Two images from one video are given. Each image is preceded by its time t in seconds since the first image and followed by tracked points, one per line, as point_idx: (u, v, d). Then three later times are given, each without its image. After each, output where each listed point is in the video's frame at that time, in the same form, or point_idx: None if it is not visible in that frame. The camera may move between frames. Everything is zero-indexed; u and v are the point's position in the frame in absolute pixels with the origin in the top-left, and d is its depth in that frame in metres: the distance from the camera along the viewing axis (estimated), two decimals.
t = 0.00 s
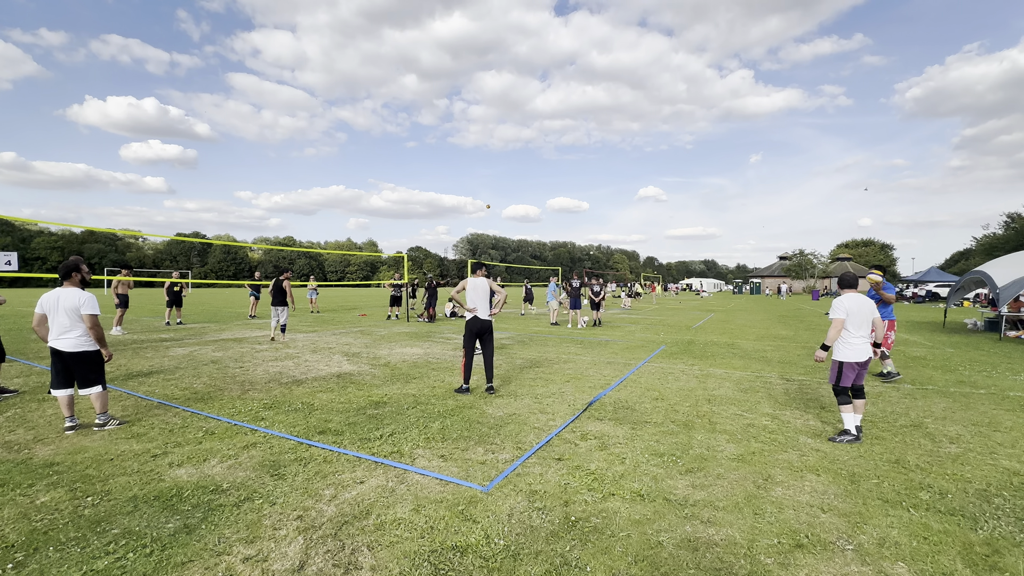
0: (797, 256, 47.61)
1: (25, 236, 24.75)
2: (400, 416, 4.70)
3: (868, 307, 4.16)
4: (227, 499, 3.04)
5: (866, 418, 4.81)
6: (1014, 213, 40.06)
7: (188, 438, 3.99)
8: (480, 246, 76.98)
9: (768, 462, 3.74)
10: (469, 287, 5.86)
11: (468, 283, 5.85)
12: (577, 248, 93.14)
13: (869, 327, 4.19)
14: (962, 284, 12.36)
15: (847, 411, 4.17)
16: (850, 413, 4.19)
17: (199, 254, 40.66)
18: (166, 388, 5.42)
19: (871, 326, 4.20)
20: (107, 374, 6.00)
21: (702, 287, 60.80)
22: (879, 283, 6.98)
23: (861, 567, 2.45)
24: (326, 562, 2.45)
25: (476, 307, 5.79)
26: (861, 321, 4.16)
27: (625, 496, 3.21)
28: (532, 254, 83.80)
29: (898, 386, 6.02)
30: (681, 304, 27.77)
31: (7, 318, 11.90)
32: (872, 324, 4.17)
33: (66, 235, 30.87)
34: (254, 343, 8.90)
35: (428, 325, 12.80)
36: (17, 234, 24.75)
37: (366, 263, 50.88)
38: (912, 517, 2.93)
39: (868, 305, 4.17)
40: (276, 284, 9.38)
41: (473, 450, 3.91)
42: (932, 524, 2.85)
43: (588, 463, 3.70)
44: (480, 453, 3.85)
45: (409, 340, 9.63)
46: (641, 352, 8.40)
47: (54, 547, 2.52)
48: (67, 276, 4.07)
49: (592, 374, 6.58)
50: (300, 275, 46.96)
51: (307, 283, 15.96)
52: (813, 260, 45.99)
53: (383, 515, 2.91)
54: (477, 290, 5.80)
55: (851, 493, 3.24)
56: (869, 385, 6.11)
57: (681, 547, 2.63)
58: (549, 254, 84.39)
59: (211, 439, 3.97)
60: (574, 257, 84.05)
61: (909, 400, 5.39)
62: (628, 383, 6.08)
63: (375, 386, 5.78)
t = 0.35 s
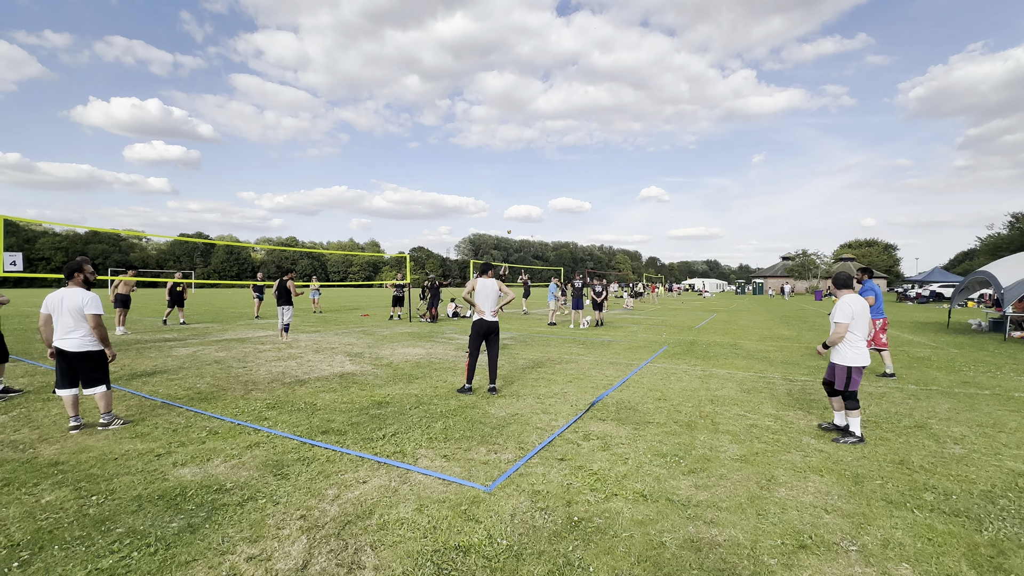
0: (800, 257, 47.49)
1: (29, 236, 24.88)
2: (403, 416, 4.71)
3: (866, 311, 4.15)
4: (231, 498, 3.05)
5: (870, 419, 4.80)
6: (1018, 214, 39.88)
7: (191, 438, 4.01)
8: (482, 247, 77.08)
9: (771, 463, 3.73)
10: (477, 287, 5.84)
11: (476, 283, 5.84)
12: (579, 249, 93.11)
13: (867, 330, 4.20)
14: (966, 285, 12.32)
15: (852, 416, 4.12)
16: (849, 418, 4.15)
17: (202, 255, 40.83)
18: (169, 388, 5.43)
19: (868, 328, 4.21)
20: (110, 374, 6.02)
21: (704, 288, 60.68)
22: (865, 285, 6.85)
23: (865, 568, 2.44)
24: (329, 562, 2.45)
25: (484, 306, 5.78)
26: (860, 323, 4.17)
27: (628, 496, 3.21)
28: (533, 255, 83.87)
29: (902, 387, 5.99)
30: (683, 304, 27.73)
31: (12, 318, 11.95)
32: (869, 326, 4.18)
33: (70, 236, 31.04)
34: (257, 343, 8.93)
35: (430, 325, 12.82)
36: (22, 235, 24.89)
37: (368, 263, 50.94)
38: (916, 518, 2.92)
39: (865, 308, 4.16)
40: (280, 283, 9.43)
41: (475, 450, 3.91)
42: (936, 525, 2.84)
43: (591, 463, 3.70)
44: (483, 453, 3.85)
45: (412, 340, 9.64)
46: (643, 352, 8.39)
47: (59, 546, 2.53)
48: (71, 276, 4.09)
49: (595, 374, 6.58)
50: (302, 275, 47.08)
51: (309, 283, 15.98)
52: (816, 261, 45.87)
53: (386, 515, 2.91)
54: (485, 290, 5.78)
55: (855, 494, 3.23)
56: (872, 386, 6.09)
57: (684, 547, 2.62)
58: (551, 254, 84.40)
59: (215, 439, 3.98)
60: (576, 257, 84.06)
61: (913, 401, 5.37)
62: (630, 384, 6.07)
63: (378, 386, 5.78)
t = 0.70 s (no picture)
0: (807, 256, 47.12)
1: (42, 238, 25.21)
2: (409, 416, 4.72)
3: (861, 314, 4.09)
4: (240, 497, 3.08)
5: (879, 420, 4.75)
6: None
7: (201, 437, 4.04)
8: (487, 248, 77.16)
9: (779, 464, 3.71)
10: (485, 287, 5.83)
11: (484, 283, 5.80)
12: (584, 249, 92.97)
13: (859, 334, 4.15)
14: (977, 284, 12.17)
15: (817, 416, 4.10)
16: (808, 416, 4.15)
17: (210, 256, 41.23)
18: (179, 388, 5.49)
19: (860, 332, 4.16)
20: (121, 374, 6.09)
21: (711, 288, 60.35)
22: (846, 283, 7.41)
23: (875, 570, 2.42)
24: (337, 561, 2.47)
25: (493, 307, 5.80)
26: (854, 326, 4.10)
27: (634, 497, 3.20)
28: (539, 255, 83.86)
29: (913, 388, 5.92)
30: (690, 304, 27.59)
31: (25, 319, 12.12)
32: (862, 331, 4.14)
33: (82, 238, 31.49)
34: (264, 343, 9.00)
35: (437, 325, 12.85)
36: (34, 237, 25.28)
37: (374, 264, 51.15)
38: (927, 520, 2.89)
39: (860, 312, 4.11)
40: (287, 284, 9.47)
41: (481, 450, 3.92)
42: (948, 527, 2.81)
43: (597, 464, 3.69)
44: (489, 453, 3.85)
45: (418, 340, 9.67)
46: (650, 352, 8.36)
47: (72, 543, 2.56)
48: (85, 277, 4.15)
49: (601, 374, 6.56)
50: (309, 276, 47.38)
51: (316, 283, 16.08)
52: (824, 260, 45.49)
53: (393, 515, 2.92)
54: (493, 291, 5.80)
55: (865, 495, 3.20)
56: (882, 386, 6.03)
57: (691, 548, 2.61)
58: (556, 254, 84.31)
59: (224, 439, 4.02)
60: (581, 258, 83.94)
61: (924, 401, 5.31)
62: (637, 384, 6.05)
63: (384, 386, 5.80)
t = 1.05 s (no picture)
0: (820, 255, 46.48)
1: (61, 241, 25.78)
2: (420, 416, 4.73)
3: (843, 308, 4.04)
4: (253, 496, 3.11)
5: (896, 421, 4.66)
6: None
7: (215, 436, 4.09)
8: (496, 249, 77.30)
9: (793, 466, 3.66)
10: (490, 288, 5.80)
11: (488, 283, 5.70)
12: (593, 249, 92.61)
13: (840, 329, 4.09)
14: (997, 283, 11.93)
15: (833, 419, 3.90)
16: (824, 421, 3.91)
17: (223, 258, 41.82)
18: (193, 388, 5.57)
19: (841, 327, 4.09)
20: (137, 373, 6.20)
21: (722, 288, 59.77)
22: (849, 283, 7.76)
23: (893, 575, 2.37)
24: (349, 559, 2.48)
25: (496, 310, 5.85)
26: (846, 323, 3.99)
27: (646, 498, 3.17)
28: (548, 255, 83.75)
29: (930, 389, 5.81)
30: (701, 304, 27.35)
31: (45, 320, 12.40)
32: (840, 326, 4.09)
33: (99, 241, 32.14)
34: (277, 343, 9.09)
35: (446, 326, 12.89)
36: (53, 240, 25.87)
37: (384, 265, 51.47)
38: (947, 524, 2.83)
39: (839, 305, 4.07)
40: (299, 286, 9.56)
41: (492, 450, 3.92)
42: (968, 531, 2.75)
43: (608, 465, 3.67)
44: (500, 453, 3.85)
45: (427, 341, 9.71)
46: (660, 353, 8.30)
47: (91, 540, 2.61)
48: (104, 279, 4.23)
49: (611, 375, 6.53)
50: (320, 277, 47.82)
51: (327, 284, 16.21)
52: (838, 259, 44.82)
53: (404, 514, 2.93)
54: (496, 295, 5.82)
55: (882, 498, 3.14)
56: (897, 387, 5.93)
57: (704, 550, 2.59)
58: (565, 254, 84.11)
59: (237, 438, 4.07)
60: (590, 258, 83.68)
61: (942, 403, 5.20)
62: (647, 384, 6.01)
63: (395, 386, 5.83)
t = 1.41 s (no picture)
0: (838, 254, 45.62)
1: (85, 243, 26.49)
2: (433, 416, 4.76)
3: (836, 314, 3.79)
4: (270, 493, 3.16)
5: (917, 424, 4.56)
6: None
7: (232, 435, 4.16)
8: (508, 249, 77.36)
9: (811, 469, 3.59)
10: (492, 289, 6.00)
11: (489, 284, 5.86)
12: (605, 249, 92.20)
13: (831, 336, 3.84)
14: None
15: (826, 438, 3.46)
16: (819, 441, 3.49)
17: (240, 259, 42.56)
18: (211, 387, 5.68)
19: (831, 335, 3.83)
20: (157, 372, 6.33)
21: (736, 288, 59.04)
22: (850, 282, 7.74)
23: None
24: (363, 558, 2.50)
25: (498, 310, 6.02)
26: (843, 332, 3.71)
27: (660, 500, 3.15)
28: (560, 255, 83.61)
29: (953, 391, 5.67)
30: (715, 304, 27.03)
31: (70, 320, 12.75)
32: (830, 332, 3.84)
33: (121, 243, 32.95)
34: (292, 343, 9.21)
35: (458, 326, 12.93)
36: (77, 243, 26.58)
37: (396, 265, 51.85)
38: (971, 530, 2.75)
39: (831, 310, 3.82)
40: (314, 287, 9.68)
41: (504, 450, 3.92)
42: (994, 538, 2.67)
43: (622, 466, 3.65)
44: (512, 454, 3.85)
45: (440, 341, 9.75)
46: (674, 354, 8.21)
47: (113, 535, 2.67)
48: (125, 280, 4.33)
49: (624, 376, 6.49)
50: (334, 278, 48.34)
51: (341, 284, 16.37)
52: (856, 259, 43.93)
53: (418, 513, 2.95)
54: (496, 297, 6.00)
55: (903, 503, 3.07)
56: (918, 389, 5.79)
57: (719, 553, 2.55)
58: (577, 254, 83.83)
59: (254, 436, 4.13)
60: (602, 258, 83.25)
61: (965, 406, 5.07)
62: (661, 385, 5.96)
63: (408, 386, 5.87)
